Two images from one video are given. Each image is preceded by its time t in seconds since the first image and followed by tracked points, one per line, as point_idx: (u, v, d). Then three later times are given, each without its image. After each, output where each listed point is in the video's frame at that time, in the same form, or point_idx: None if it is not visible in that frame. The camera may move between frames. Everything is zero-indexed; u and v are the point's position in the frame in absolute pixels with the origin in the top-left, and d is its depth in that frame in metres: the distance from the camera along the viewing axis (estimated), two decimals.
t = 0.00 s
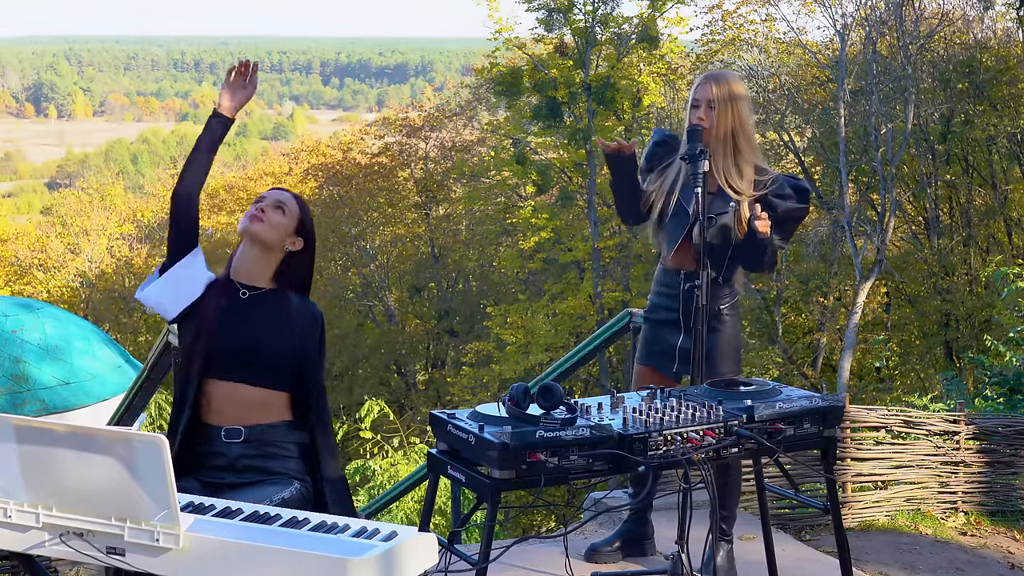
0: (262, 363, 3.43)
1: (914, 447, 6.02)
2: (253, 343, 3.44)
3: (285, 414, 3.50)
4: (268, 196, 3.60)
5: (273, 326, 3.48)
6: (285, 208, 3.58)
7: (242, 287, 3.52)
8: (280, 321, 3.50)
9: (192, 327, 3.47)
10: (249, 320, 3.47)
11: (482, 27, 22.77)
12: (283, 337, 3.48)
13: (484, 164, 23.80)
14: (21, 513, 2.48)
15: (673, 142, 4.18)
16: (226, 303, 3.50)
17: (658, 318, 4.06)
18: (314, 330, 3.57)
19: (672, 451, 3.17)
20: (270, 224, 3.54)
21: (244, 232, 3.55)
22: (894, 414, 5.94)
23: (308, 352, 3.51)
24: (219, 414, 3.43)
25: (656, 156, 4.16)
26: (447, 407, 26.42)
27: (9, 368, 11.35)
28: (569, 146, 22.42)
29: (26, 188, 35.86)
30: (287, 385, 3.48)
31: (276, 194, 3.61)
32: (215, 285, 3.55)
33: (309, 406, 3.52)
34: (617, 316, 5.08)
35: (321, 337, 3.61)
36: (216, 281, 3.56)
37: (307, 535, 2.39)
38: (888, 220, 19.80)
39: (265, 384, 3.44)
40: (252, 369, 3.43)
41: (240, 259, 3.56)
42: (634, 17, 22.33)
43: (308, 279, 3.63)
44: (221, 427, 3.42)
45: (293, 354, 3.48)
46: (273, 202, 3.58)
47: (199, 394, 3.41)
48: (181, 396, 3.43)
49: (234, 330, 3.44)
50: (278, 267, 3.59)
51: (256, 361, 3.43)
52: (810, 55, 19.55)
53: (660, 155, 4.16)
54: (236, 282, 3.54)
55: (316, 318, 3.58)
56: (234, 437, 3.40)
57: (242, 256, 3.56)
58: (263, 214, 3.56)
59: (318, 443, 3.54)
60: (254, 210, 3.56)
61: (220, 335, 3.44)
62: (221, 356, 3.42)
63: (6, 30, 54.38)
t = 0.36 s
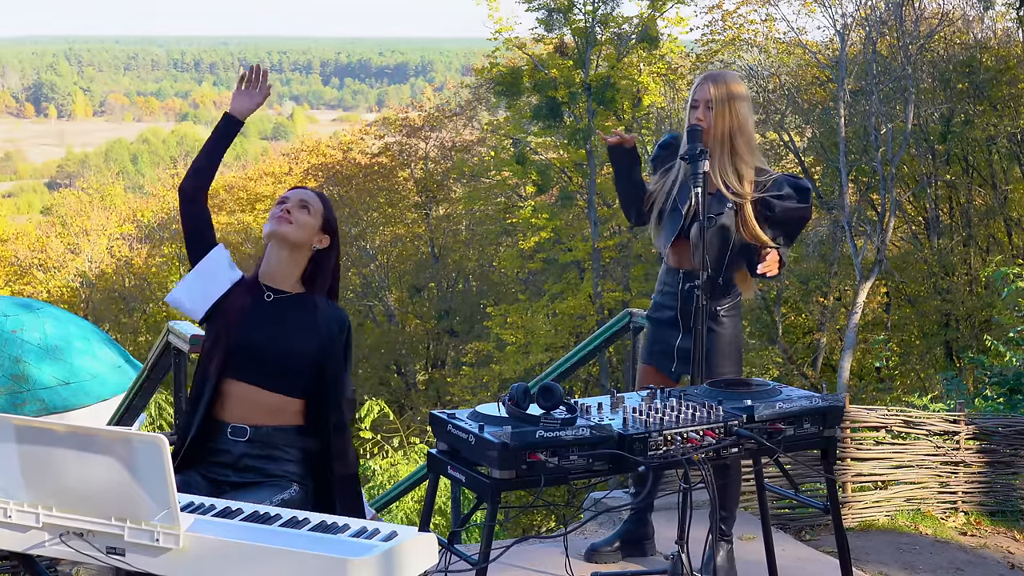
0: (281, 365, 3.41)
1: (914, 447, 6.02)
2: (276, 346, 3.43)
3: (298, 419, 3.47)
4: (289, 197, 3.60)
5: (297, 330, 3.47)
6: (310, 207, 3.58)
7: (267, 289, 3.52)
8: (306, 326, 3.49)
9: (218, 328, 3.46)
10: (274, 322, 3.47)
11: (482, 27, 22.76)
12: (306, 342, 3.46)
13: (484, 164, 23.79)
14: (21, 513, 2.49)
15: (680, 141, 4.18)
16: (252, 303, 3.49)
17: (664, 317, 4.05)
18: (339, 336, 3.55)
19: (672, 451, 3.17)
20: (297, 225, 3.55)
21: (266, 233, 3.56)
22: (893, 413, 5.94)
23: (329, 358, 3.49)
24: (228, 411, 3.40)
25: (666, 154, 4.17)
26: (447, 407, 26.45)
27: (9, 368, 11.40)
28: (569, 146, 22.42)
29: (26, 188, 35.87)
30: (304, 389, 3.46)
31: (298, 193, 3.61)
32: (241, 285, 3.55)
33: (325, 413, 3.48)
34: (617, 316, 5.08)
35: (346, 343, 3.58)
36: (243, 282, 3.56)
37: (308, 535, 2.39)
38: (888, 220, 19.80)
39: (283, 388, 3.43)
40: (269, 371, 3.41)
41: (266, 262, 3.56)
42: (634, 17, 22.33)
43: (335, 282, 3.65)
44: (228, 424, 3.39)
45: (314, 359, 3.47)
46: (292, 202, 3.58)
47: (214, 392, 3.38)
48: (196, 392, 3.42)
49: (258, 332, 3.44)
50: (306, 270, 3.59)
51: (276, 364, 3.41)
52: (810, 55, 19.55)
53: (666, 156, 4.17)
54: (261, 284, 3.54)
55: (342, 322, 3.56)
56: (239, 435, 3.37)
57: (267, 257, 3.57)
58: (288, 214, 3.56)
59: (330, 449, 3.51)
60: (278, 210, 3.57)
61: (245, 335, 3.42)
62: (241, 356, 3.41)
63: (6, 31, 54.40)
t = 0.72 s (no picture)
0: (286, 367, 3.39)
1: (914, 447, 6.02)
2: (281, 348, 3.41)
3: (305, 421, 3.44)
4: (287, 198, 3.60)
5: (304, 331, 3.44)
6: (309, 206, 3.58)
7: (276, 293, 3.52)
8: (312, 327, 3.46)
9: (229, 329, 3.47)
10: (280, 323, 3.45)
11: (482, 27, 22.76)
12: (312, 343, 3.43)
13: (484, 164, 23.78)
14: (21, 513, 2.48)
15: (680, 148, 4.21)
16: (262, 306, 3.49)
17: (671, 318, 4.05)
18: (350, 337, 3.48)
19: (672, 451, 3.17)
20: (298, 225, 3.54)
21: (269, 238, 3.57)
22: (894, 413, 5.93)
23: (334, 360, 3.44)
24: (237, 410, 3.41)
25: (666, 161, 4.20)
26: (447, 407, 26.46)
27: (9, 368, 11.40)
28: (569, 146, 22.42)
29: (26, 189, 35.85)
30: (309, 392, 3.42)
31: (298, 194, 3.61)
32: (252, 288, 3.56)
33: (333, 417, 3.43)
34: (617, 316, 5.08)
35: (361, 342, 3.51)
36: (255, 285, 3.57)
37: (308, 535, 2.39)
38: (888, 220, 19.82)
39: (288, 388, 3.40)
40: (275, 374, 3.39)
41: (274, 267, 3.56)
42: (634, 17, 22.34)
43: (342, 277, 3.62)
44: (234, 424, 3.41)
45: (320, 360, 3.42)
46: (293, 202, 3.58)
47: (222, 394, 3.40)
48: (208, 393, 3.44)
49: (265, 334, 3.43)
50: (314, 270, 3.57)
51: (281, 366, 3.39)
52: (810, 55, 19.56)
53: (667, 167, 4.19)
54: (271, 288, 3.54)
55: (353, 324, 3.50)
56: (245, 436, 3.37)
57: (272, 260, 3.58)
58: (290, 215, 3.56)
59: (336, 453, 3.44)
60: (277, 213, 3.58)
61: (252, 337, 3.43)
62: (248, 358, 3.40)
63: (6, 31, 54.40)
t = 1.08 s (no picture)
0: (279, 367, 3.37)
1: (914, 447, 6.01)
2: (272, 349, 3.39)
3: (304, 421, 3.41)
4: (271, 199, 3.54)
5: (293, 329, 3.42)
6: (294, 206, 3.51)
7: (270, 294, 3.50)
8: (301, 323, 3.42)
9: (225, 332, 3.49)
10: (271, 324, 3.44)
11: (482, 27, 22.75)
12: (302, 340, 3.40)
13: (484, 164, 23.76)
14: (21, 513, 2.49)
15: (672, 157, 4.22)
16: (253, 308, 3.49)
17: (675, 320, 4.06)
18: (341, 328, 3.44)
19: (673, 451, 3.16)
20: (285, 224, 3.48)
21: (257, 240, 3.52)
22: (893, 413, 5.93)
23: (326, 354, 3.40)
24: (238, 412, 3.41)
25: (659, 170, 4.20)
26: (447, 407, 26.52)
27: (9, 368, 11.40)
28: (569, 146, 22.44)
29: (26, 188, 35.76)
30: (304, 389, 3.38)
31: (282, 195, 3.53)
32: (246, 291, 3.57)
33: (329, 410, 3.39)
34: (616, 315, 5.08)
35: (354, 334, 3.46)
36: (250, 289, 3.57)
37: (307, 536, 2.39)
38: (888, 220, 19.84)
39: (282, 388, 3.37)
40: (267, 374, 3.38)
41: (264, 269, 3.53)
42: (634, 17, 22.36)
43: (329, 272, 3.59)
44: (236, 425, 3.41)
45: (309, 357, 3.39)
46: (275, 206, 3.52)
47: (219, 398, 3.41)
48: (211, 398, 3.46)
49: (256, 335, 3.43)
50: (303, 266, 3.54)
51: (273, 366, 3.38)
52: (810, 55, 19.57)
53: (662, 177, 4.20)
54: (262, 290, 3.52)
55: (343, 314, 3.44)
56: (247, 438, 3.37)
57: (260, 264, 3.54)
58: (274, 216, 3.49)
59: (336, 446, 3.41)
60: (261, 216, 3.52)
61: (244, 340, 3.42)
62: (240, 362, 3.40)
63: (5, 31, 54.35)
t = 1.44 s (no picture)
0: (250, 369, 3.26)
1: (914, 447, 6.01)
2: (241, 352, 3.28)
3: (287, 419, 3.30)
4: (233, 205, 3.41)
5: (260, 329, 3.31)
6: (261, 211, 3.39)
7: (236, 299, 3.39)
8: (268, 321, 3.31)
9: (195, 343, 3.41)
10: (238, 327, 3.33)
11: (482, 27, 22.75)
12: (269, 340, 3.28)
13: (484, 164, 23.77)
14: (20, 513, 2.49)
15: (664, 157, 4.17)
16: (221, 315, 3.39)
17: (677, 323, 4.04)
18: (308, 318, 3.31)
19: (672, 452, 3.16)
20: (248, 229, 3.35)
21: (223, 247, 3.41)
22: (894, 413, 5.92)
23: (295, 347, 3.27)
24: (225, 416, 3.31)
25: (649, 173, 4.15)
26: (447, 407, 26.52)
27: (9, 368, 11.41)
28: (569, 146, 22.44)
29: (25, 188, 35.64)
30: (280, 387, 3.27)
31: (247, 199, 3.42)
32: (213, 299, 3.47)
33: (306, 406, 3.26)
34: (617, 315, 5.07)
35: (321, 321, 3.32)
36: (217, 294, 3.47)
37: (306, 535, 2.39)
38: (888, 220, 19.83)
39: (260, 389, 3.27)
40: (240, 379, 3.28)
41: (228, 273, 3.41)
42: (634, 17, 22.36)
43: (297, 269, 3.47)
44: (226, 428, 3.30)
45: (279, 354, 3.27)
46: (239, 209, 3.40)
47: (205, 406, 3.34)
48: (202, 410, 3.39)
49: (224, 341, 3.32)
50: (267, 266, 3.42)
51: (245, 369, 3.27)
52: (810, 55, 19.58)
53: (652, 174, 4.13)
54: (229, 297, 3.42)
55: (308, 302, 3.32)
56: (238, 440, 3.25)
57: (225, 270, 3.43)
58: (239, 219, 3.37)
59: (316, 442, 3.27)
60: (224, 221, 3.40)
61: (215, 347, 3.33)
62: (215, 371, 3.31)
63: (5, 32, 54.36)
